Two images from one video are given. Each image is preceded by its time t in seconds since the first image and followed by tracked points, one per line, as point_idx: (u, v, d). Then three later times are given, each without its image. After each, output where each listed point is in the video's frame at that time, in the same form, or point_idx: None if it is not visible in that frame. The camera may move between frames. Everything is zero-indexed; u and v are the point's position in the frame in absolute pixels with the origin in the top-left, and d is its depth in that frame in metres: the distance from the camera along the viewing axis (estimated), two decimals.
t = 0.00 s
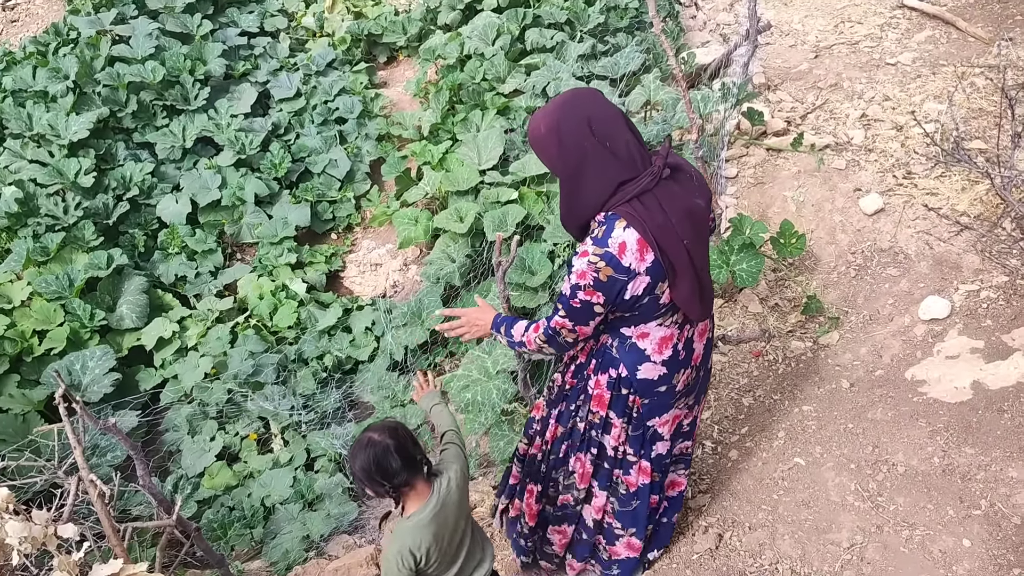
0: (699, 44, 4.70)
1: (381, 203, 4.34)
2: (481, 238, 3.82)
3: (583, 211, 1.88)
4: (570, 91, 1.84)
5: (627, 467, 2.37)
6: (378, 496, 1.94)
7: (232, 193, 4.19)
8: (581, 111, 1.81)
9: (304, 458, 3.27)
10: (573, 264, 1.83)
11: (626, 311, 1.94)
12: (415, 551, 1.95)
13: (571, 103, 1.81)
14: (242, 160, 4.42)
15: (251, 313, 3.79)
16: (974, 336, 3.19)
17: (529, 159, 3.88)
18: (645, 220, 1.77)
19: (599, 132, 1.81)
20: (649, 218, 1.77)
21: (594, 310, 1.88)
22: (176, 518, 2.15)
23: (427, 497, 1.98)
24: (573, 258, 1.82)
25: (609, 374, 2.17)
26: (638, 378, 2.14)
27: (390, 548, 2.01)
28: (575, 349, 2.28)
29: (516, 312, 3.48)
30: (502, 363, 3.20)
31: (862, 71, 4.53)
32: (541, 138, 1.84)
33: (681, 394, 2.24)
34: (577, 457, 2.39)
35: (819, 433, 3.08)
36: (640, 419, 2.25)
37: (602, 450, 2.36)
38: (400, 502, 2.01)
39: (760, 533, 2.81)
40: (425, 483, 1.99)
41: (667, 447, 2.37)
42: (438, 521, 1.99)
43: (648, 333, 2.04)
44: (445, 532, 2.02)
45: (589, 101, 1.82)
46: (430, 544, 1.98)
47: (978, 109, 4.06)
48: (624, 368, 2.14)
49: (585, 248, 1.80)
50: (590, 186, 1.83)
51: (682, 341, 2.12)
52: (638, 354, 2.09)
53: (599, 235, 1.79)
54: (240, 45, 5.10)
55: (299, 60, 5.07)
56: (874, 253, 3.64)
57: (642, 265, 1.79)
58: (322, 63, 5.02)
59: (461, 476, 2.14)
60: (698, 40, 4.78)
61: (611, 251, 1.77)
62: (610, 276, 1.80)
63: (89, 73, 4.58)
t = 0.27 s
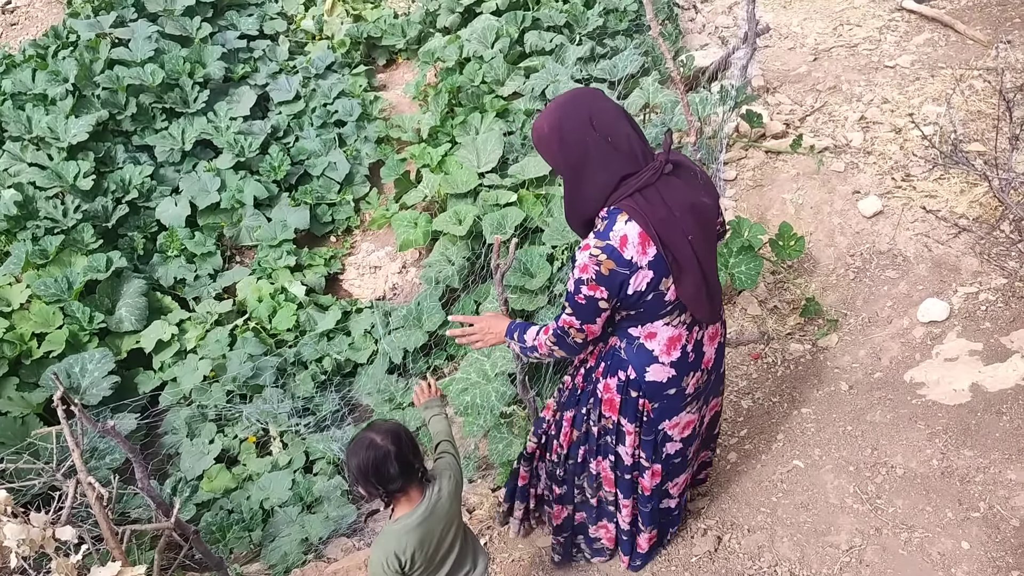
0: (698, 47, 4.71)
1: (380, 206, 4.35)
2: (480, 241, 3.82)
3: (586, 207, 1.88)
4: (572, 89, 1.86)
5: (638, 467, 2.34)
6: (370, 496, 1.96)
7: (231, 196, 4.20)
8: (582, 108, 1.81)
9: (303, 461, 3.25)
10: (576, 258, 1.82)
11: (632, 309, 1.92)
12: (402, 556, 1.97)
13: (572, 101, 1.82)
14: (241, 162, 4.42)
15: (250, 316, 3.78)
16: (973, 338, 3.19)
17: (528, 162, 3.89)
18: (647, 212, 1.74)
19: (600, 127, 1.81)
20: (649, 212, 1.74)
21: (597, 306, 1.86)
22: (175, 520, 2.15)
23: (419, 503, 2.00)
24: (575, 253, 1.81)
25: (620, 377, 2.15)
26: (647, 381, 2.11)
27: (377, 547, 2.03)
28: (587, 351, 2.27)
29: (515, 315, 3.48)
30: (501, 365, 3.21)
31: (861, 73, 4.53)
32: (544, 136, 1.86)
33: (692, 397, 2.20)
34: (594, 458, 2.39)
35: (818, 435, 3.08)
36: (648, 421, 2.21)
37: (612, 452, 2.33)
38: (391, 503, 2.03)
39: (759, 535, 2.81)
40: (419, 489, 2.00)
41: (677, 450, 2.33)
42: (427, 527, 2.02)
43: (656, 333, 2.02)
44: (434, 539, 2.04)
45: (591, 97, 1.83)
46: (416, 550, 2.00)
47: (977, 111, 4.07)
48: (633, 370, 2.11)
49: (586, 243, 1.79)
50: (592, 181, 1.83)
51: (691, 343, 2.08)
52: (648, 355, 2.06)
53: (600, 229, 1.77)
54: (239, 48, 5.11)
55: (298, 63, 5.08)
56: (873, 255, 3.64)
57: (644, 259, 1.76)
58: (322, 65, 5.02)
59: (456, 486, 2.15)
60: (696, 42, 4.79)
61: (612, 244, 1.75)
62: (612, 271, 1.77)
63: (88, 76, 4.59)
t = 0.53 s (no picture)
0: (697, 49, 4.72)
1: (380, 207, 4.35)
2: (479, 242, 3.82)
3: (585, 224, 1.89)
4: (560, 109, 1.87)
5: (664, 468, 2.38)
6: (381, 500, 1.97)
7: (231, 197, 4.20)
8: (570, 126, 1.82)
9: (301, 462, 3.25)
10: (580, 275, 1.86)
11: (647, 322, 1.94)
12: (407, 557, 2.02)
13: (560, 120, 1.83)
14: (241, 164, 4.43)
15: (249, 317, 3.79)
16: (972, 339, 3.19)
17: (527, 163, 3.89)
18: (644, 224, 1.74)
19: (590, 144, 1.81)
20: (647, 222, 1.74)
21: (605, 320, 1.89)
22: (174, 522, 2.14)
23: (429, 510, 2.02)
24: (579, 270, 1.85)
25: (642, 390, 2.16)
26: (669, 393, 2.12)
27: (383, 543, 2.07)
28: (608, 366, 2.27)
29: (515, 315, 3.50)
30: (500, 366, 3.22)
31: (860, 74, 4.54)
32: (536, 156, 1.87)
33: (715, 404, 2.21)
34: (620, 467, 2.40)
35: (817, 436, 3.08)
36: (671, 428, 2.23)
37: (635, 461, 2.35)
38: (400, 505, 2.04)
39: (758, 536, 2.81)
40: (430, 495, 2.02)
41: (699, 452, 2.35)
42: (434, 532, 2.05)
43: (673, 344, 2.03)
44: (438, 544, 2.08)
45: (578, 115, 1.83)
46: (422, 553, 2.04)
47: (976, 113, 4.08)
48: (655, 383, 2.12)
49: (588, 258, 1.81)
50: (586, 198, 1.84)
51: (711, 352, 2.08)
52: (670, 368, 2.07)
53: (601, 244, 1.79)
54: (239, 50, 5.11)
55: (298, 64, 5.09)
56: (872, 257, 3.65)
57: (645, 270, 1.77)
58: (321, 67, 5.03)
59: (463, 490, 2.18)
60: (695, 44, 4.80)
61: (611, 258, 1.77)
62: (616, 285, 1.79)
63: (88, 78, 4.60)
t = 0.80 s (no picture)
0: (695, 48, 4.72)
1: (378, 207, 4.36)
2: (478, 241, 3.82)
3: (604, 216, 1.88)
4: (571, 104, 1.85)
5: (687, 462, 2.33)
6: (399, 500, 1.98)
7: (229, 197, 4.21)
8: (585, 118, 1.81)
9: (300, 461, 3.25)
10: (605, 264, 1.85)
11: (676, 306, 1.92)
12: (423, 553, 2.04)
13: (574, 114, 1.82)
14: (239, 163, 4.43)
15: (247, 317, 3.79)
16: (969, 337, 3.19)
17: (525, 162, 3.89)
18: (667, 206, 1.77)
19: (608, 134, 1.81)
20: (670, 205, 1.77)
21: (636, 305, 1.87)
22: (172, 521, 2.14)
23: (446, 508, 2.04)
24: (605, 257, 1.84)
25: (670, 379, 2.11)
26: (699, 379, 2.08)
27: (398, 539, 2.09)
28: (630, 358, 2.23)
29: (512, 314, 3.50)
30: (498, 365, 3.24)
31: (857, 73, 4.54)
32: (550, 154, 1.85)
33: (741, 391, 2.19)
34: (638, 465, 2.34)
35: (815, 435, 3.09)
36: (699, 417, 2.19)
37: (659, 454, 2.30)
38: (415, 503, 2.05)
39: (756, 534, 2.81)
40: (447, 494, 2.03)
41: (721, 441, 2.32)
42: (450, 529, 2.07)
43: (701, 327, 2.00)
44: (453, 538, 2.11)
45: (592, 108, 1.83)
46: (438, 549, 2.06)
47: (973, 111, 4.09)
48: (684, 370, 2.08)
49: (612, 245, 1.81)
50: (607, 188, 1.82)
51: (737, 334, 2.06)
52: (699, 352, 2.04)
53: (624, 230, 1.79)
54: (237, 49, 5.11)
55: (296, 64, 5.09)
56: (869, 255, 3.65)
57: (672, 251, 1.77)
58: (319, 66, 5.03)
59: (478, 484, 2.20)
60: (693, 43, 4.80)
61: (637, 241, 1.77)
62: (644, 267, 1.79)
63: (85, 77, 4.60)
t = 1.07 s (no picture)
0: (693, 45, 4.72)
1: (375, 204, 4.36)
2: (475, 238, 3.82)
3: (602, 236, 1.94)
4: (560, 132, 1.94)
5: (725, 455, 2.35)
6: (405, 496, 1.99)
7: (226, 195, 4.21)
8: (576, 142, 1.89)
9: (297, 459, 3.25)
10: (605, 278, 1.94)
11: (684, 309, 1.98)
12: (430, 546, 2.05)
13: (565, 138, 1.90)
14: (236, 161, 4.43)
15: (244, 315, 3.79)
16: (966, 334, 3.19)
17: (522, 159, 3.90)
18: (656, 215, 1.85)
19: (599, 155, 1.89)
20: (662, 217, 1.85)
21: (638, 313, 1.95)
22: (169, 519, 2.14)
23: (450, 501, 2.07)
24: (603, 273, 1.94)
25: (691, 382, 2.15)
26: (721, 377, 2.11)
27: (401, 535, 2.09)
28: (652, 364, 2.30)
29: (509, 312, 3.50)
30: (495, 363, 3.25)
31: (854, 70, 4.54)
32: (545, 180, 1.91)
33: (770, 380, 2.19)
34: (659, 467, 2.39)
35: (812, 431, 3.09)
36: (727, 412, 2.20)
37: (691, 453, 2.34)
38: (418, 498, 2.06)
39: (754, 531, 2.81)
40: (451, 489, 2.05)
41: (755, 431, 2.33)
42: (453, 523, 2.09)
43: (715, 326, 2.03)
44: (456, 530, 2.14)
45: (581, 133, 1.92)
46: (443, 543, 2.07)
47: (970, 108, 4.09)
48: (705, 370, 2.11)
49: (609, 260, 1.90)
50: (604, 206, 1.89)
51: (756, 326, 2.08)
52: (717, 350, 2.07)
53: (619, 246, 1.88)
54: (234, 47, 5.11)
55: (293, 62, 5.09)
56: (866, 252, 3.65)
57: (664, 257, 1.85)
58: (316, 63, 5.03)
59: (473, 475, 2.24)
60: (690, 40, 4.80)
61: (629, 252, 1.85)
62: (641, 277, 1.87)
63: (82, 75, 4.59)
